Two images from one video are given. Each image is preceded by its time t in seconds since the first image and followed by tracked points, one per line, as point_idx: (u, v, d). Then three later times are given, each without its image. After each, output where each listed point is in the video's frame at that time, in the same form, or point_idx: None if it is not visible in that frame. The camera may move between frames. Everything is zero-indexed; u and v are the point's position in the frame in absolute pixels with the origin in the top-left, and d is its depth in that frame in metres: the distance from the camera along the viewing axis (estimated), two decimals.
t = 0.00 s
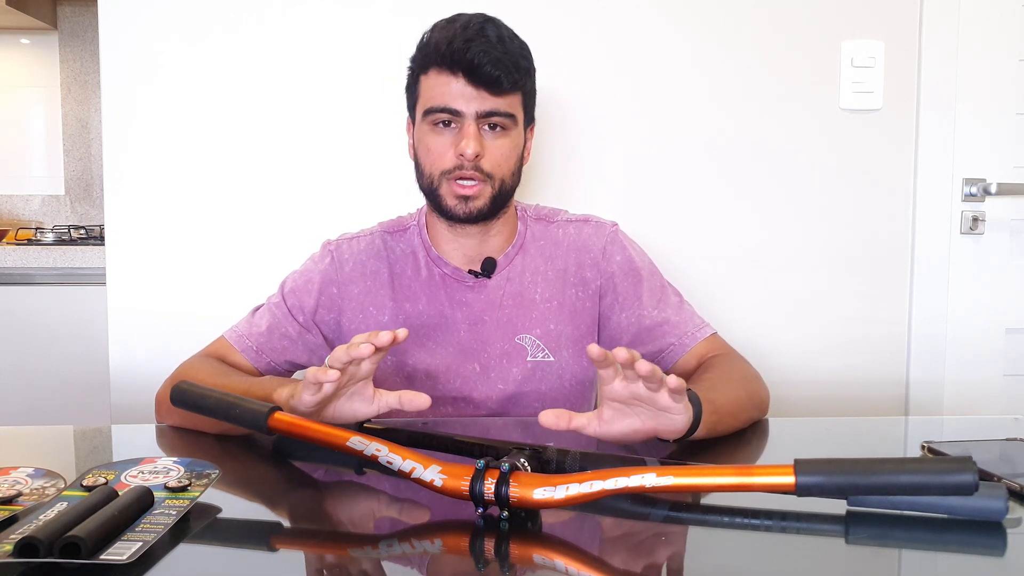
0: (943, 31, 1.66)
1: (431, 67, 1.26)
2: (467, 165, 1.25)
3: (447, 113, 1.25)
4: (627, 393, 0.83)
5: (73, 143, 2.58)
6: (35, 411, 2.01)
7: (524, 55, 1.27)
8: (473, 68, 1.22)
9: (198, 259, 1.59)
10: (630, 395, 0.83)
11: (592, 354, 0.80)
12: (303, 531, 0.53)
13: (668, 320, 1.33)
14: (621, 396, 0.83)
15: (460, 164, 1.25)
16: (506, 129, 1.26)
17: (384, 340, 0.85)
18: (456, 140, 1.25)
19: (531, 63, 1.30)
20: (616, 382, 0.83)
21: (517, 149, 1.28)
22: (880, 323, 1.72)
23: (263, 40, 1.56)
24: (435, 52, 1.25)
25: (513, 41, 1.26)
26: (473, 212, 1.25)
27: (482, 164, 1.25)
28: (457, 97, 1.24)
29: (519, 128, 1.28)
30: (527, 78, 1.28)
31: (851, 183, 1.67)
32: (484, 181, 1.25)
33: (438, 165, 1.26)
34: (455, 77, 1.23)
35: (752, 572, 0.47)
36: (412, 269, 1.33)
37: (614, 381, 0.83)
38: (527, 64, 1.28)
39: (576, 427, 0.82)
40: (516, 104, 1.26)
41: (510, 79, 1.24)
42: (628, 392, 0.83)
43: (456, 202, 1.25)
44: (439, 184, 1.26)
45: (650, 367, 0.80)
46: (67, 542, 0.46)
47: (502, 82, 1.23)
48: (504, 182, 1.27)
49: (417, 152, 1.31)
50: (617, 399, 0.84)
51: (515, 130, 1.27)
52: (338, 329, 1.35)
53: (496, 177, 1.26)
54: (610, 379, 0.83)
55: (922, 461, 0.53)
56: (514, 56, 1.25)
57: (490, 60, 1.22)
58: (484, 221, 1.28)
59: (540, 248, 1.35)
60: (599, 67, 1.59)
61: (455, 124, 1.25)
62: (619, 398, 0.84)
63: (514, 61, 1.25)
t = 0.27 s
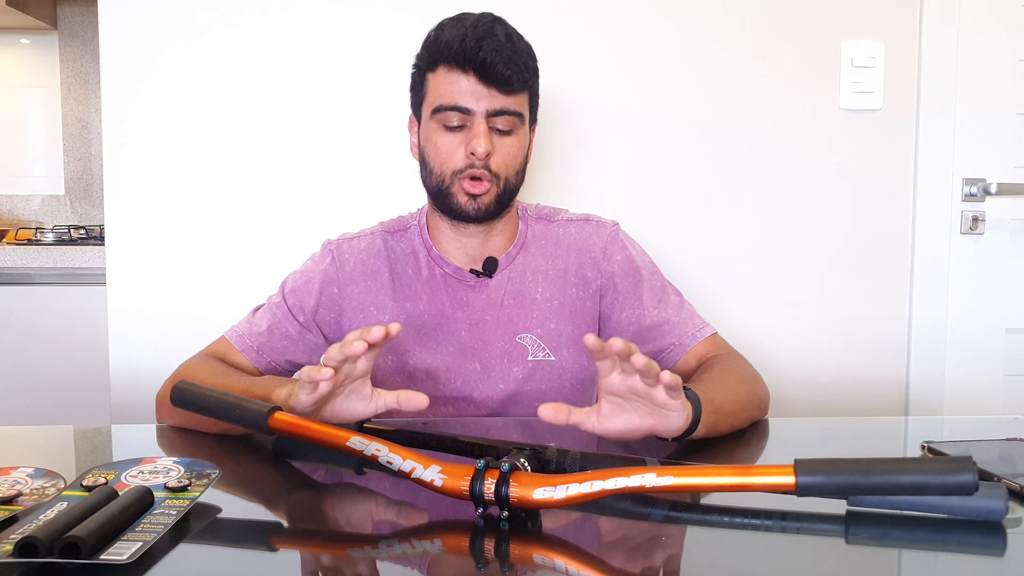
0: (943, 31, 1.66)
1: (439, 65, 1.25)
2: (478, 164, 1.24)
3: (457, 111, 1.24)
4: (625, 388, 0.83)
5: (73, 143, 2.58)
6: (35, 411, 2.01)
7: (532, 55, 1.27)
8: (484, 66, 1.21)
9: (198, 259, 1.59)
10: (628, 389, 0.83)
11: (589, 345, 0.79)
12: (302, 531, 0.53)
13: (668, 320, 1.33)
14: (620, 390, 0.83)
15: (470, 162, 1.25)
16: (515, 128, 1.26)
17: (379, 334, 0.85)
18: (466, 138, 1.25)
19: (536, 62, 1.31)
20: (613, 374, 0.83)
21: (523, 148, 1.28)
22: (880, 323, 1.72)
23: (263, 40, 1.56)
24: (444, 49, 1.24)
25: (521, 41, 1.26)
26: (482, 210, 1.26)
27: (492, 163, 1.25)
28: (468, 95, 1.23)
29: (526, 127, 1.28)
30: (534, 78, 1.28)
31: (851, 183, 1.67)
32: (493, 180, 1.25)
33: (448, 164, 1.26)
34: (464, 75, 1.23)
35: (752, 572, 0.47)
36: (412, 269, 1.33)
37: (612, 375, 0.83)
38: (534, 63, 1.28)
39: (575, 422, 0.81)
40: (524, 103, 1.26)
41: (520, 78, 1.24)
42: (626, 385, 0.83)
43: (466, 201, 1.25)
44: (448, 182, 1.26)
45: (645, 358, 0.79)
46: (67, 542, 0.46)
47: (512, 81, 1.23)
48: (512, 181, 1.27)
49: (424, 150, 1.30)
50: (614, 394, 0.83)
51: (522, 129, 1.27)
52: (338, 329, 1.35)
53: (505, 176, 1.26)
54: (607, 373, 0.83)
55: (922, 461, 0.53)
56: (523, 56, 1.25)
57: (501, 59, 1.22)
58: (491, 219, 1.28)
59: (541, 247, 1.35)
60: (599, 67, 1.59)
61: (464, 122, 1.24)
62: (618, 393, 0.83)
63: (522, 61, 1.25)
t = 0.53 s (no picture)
0: (943, 31, 1.66)
1: (438, 70, 1.25)
2: (477, 171, 1.24)
3: (456, 117, 1.24)
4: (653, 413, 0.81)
5: (73, 143, 2.58)
6: (34, 411, 2.01)
7: (531, 60, 1.27)
8: (483, 73, 1.21)
9: (198, 259, 1.59)
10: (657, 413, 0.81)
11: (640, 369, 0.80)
12: (303, 531, 0.53)
13: (668, 320, 1.33)
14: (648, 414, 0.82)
15: (469, 168, 1.24)
16: (514, 134, 1.26)
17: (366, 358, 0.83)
18: (465, 144, 1.25)
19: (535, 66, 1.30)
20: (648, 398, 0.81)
21: (522, 152, 1.28)
22: (880, 323, 1.72)
23: (263, 41, 1.56)
24: (443, 55, 1.24)
25: (521, 47, 1.26)
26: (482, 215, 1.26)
27: (491, 169, 1.25)
28: (467, 102, 1.23)
29: (525, 132, 1.28)
30: (533, 83, 1.28)
31: (851, 183, 1.67)
32: (493, 185, 1.25)
33: (447, 169, 1.26)
34: (463, 81, 1.22)
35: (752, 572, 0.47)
36: (412, 269, 1.33)
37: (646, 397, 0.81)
38: (533, 68, 1.28)
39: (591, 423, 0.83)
40: (523, 109, 1.26)
41: (519, 85, 1.24)
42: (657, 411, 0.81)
43: (465, 205, 1.25)
44: (447, 188, 1.26)
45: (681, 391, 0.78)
46: (67, 542, 0.46)
47: (512, 88, 1.23)
48: (511, 186, 1.27)
49: (423, 154, 1.29)
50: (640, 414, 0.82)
51: (521, 135, 1.27)
52: (338, 329, 1.35)
53: (505, 182, 1.26)
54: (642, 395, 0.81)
55: (922, 461, 0.53)
56: (522, 61, 1.25)
57: (501, 66, 1.21)
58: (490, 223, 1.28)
59: (540, 247, 1.35)
60: (599, 67, 1.59)
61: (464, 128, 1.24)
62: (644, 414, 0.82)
63: (522, 66, 1.25)
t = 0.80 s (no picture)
0: (943, 31, 1.66)
1: (415, 73, 1.26)
2: (461, 167, 1.25)
3: (435, 116, 1.24)
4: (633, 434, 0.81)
5: (73, 143, 2.58)
6: (34, 411, 2.01)
7: (507, 50, 1.27)
8: (455, 68, 1.22)
9: (198, 259, 1.59)
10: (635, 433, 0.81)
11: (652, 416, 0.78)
12: (302, 531, 0.53)
13: (668, 320, 1.33)
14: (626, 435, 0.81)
15: (454, 166, 1.25)
16: (496, 126, 1.26)
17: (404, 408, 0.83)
18: (447, 143, 1.25)
19: (516, 56, 1.30)
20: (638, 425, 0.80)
21: (509, 145, 1.28)
22: (880, 324, 1.72)
23: (263, 41, 1.56)
24: (418, 56, 1.25)
25: (496, 36, 1.26)
26: (473, 213, 1.26)
27: (475, 164, 1.25)
28: (444, 99, 1.23)
29: (509, 124, 1.27)
30: (512, 73, 1.28)
31: (851, 183, 1.67)
32: (479, 180, 1.26)
33: (433, 171, 1.27)
34: (438, 80, 1.23)
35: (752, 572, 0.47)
36: (412, 269, 1.33)
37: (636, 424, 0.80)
38: (512, 58, 1.28)
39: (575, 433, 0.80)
40: (504, 100, 1.26)
41: (494, 75, 1.24)
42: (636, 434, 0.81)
43: (454, 205, 1.25)
44: (436, 189, 1.27)
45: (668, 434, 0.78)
46: (67, 541, 0.46)
47: (487, 80, 1.23)
48: (499, 180, 1.27)
49: (411, 159, 1.30)
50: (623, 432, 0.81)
51: (505, 126, 1.27)
52: (338, 329, 1.35)
53: (491, 176, 1.26)
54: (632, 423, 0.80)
55: (922, 461, 0.53)
56: (497, 52, 1.25)
57: (472, 58, 1.22)
58: (484, 222, 1.28)
59: (541, 247, 1.35)
60: (599, 67, 1.59)
61: (444, 126, 1.25)
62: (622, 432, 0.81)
63: (497, 57, 1.25)
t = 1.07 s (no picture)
0: (943, 30, 1.66)
1: (394, 95, 1.23)
2: (442, 189, 1.22)
3: (414, 139, 1.22)
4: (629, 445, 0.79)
5: (73, 143, 2.58)
6: (34, 411, 2.01)
7: (487, 65, 1.23)
8: (431, 91, 1.19)
9: (198, 259, 1.59)
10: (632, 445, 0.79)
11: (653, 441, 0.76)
12: (303, 530, 0.53)
13: (667, 321, 1.33)
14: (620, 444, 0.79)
15: (435, 188, 1.22)
16: (478, 145, 1.22)
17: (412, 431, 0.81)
18: (429, 164, 1.23)
19: (499, 69, 1.26)
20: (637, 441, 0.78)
21: (493, 161, 1.25)
22: (880, 324, 1.72)
23: (263, 41, 1.56)
24: (397, 79, 1.22)
25: (474, 52, 1.22)
26: (457, 231, 1.24)
27: (457, 185, 1.22)
28: (422, 122, 1.20)
29: (492, 141, 1.24)
30: (494, 89, 1.24)
31: (851, 183, 1.67)
32: (462, 201, 1.23)
33: (416, 192, 1.24)
34: (416, 102, 1.20)
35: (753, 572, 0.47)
36: (409, 271, 1.33)
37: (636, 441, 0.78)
38: (493, 72, 1.24)
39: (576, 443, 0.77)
40: (485, 118, 1.22)
41: (473, 94, 1.20)
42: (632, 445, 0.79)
43: (438, 225, 1.24)
44: (420, 210, 1.25)
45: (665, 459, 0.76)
46: (67, 541, 0.46)
47: (464, 100, 1.20)
48: (484, 198, 1.24)
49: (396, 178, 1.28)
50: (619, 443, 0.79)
51: (488, 144, 1.24)
52: (337, 331, 1.35)
53: (475, 195, 1.23)
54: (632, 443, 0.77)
55: (922, 461, 0.53)
56: (475, 69, 1.22)
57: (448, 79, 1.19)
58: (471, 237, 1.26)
59: (538, 248, 1.35)
60: (598, 67, 1.59)
61: (424, 149, 1.22)
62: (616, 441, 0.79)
63: (476, 74, 1.21)
